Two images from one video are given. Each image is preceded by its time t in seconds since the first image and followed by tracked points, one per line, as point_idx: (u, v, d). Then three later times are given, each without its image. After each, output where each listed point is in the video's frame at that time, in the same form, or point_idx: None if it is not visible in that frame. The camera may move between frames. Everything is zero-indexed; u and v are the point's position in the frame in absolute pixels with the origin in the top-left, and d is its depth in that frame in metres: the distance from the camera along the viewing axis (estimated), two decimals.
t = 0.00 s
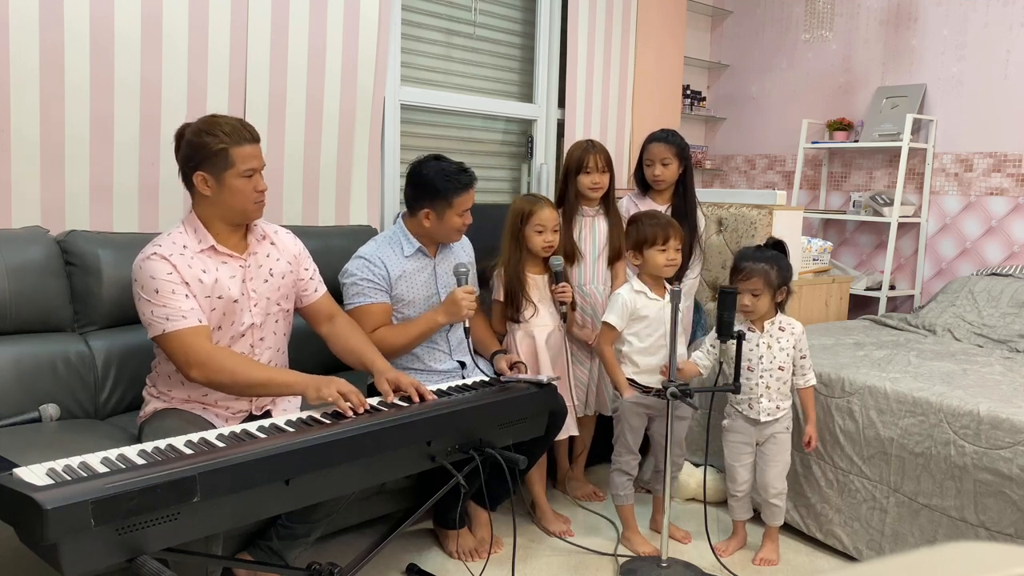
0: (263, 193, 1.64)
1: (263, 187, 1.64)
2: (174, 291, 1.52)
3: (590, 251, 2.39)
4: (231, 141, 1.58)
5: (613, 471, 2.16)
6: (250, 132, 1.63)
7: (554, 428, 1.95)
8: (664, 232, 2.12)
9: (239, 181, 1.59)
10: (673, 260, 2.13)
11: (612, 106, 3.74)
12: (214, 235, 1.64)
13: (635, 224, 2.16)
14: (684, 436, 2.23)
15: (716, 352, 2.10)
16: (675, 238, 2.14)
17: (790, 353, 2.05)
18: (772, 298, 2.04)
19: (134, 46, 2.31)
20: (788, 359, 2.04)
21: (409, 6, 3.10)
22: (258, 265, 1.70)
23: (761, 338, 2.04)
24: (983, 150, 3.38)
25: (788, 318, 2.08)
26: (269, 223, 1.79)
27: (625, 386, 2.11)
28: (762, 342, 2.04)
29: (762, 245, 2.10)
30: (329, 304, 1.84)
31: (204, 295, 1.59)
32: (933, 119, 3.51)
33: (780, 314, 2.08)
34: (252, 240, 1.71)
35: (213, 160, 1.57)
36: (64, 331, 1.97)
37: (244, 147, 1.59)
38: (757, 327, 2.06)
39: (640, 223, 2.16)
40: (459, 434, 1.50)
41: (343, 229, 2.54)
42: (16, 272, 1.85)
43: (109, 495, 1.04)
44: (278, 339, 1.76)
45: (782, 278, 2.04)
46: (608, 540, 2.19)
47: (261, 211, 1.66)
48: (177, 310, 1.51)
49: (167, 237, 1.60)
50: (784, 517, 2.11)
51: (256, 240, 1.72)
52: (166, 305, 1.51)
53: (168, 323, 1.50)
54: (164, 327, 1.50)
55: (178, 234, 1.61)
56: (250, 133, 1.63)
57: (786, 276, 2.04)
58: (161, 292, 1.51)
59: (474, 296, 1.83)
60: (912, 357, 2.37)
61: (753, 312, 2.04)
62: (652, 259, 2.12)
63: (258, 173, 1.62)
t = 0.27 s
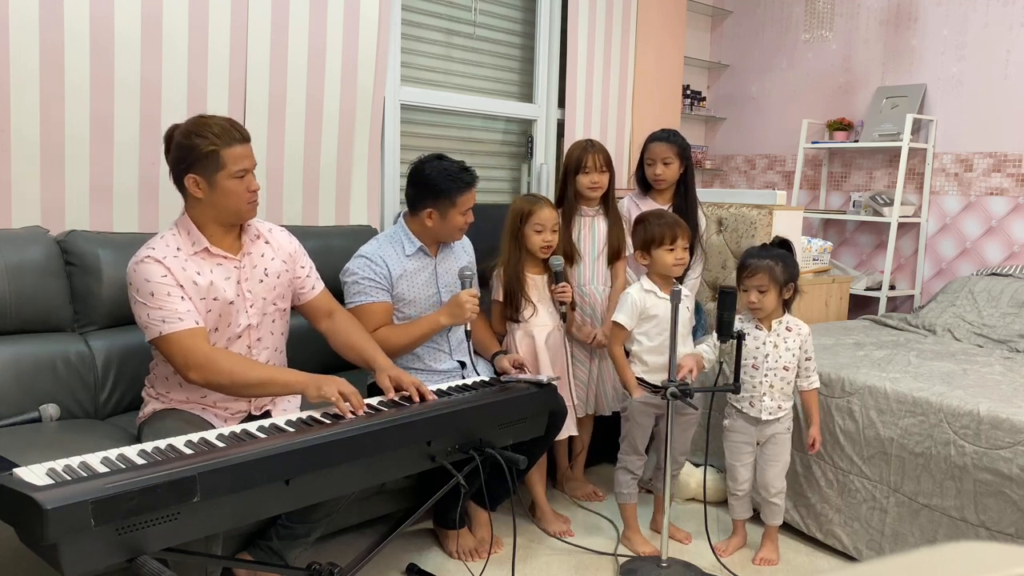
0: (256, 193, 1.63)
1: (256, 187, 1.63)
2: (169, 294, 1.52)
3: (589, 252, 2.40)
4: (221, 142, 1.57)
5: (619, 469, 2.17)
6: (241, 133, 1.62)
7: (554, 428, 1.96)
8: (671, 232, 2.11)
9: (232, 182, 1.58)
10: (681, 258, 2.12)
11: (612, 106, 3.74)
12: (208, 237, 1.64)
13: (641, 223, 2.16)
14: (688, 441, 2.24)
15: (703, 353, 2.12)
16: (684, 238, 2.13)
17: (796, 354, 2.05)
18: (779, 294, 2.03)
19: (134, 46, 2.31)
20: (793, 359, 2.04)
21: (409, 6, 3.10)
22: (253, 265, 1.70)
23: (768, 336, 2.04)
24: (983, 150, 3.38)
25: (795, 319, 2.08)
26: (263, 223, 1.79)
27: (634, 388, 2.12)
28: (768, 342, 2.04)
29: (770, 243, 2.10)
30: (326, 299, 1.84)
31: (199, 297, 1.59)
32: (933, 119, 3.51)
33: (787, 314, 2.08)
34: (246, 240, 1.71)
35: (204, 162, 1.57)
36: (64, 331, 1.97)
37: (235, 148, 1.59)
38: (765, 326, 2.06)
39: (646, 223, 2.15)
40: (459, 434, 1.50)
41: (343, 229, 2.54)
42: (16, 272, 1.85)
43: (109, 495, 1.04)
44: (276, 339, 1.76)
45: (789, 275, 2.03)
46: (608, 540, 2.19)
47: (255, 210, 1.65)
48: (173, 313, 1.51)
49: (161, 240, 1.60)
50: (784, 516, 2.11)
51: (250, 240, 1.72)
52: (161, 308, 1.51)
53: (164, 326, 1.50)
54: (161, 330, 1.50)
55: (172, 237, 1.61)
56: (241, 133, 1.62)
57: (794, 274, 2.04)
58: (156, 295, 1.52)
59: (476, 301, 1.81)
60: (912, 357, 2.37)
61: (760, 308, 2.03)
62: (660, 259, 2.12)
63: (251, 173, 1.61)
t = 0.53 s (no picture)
0: (254, 194, 1.63)
1: (254, 188, 1.63)
2: (168, 296, 1.52)
3: (593, 251, 2.40)
4: (218, 144, 1.57)
5: (625, 468, 2.18)
6: (237, 133, 1.62)
7: (554, 429, 1.96)
8: (682, 231, 2.11)
9: (230, 183, 1.58)
10: (693, 257, 2.12)
11: (612, 106, 3.74)
12: (206, 238, 1.64)
13: (652, 224, 2.16)
14: (690, 439, 2.24)
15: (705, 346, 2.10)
16: (695, 236, 2.13)
17: (798, 351, 2.05)
18: (790, 291, 2.04)
19: (134, 46, 2.31)
20: (795, 356, 2.04)
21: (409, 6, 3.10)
22: (252, 265, 1.70)
23: (772, 333, 2.05)
24: (983, 150, 3.38)
25: (796, 318, 2.09)
26: (262, 223, 1.79)
27: (643, 383, 2.10)
28: (772, 337, 2.04)
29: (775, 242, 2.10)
30: (326, 298, 1.84)
31: (198, 299, 1.59)
32: (933, 119, 3.51)
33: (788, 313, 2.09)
34: (244, 240, 1.71)
35: (201, 163, 1.57)
36: (64, 331, 1.97)
37: (232, 149, 1.58)
38: (769, 322, 2.07)
39: (657, 224, 2.15)
40: (459, 434, 1.50)
41: (343, 229, 2.54)
42: (15, 272, 1.85)
43: (109, 495, 1.04)
44: (275, 339, 1.76)
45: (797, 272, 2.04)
46: (608, 540, 2.19)
47: (253, 211, 1.65)
48: (172, 315, 1.51)
49: (158, 242, 1.60)
50: (784, 516, 2.11)
51: (248, 240, 1.72)
52: (160, 310, 1.51)
53: (162, 328, 1.50)
54: (159, 332, 1.50)
55: (169, 239, 1.61)
56: (238, 133, 1.62)
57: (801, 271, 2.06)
58: (154, 297, 1.52)
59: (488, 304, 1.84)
60: (912, 357, 2.37)
61: (773, 304, 2.02)
62: (674, 257, 2.11)
63: (248, 174, 1.61)
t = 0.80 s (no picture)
0: (260, 194, 1.63)
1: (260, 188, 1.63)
2: (171, 293, 1.52)
3: (596, 251, 2.40)
4: (227, 143, 1.57)
5: (629, 465, 2.19)
6: (245, 133, 1.62)
7: (554, 429, 1.96)
8: (693, 232, 2.11)
9: (236, 182, 1.58)
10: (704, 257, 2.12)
11: (612, 106, 3.74)
12: (211, 237, 1.64)
13: (663, 224, 2.16)
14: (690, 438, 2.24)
15: (706, 339, 2.11)
16: (705, 237, 2.13)
17: (802, 348, 2.06)
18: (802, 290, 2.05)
19: (134, 46, 2.31)
20: (799, 353, 2.05)
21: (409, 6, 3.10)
22: (256, 265, 1.70)
23: (778, 330, 2.05)
24: (983, 150, 3.38)
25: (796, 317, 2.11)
26: (268, 223, 1.79)
27: (648, 378, 2.13)
28: (778, 334, 2.04)
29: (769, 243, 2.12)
30: (329, 300, 1.85)
31: (201, 297, 1.59)
32: (933, 119, 3.51)
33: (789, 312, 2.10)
34: (249, 239, 1.71)
35: (209, 162, 1.57)
36: (64, 331, 1.97)
37: (240, 149, 1.58)
38: (774, 319, 2.07)
39: (667, 225, 2.15)
40: (459, 434, 1.50)
41: (343, 229, 2.55)
42: (16, 272, 1.85)
43: (109, 496, 1.04)
44: (277, 340, 1.76)
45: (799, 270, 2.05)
46: (608, 540, 2.19)
47: (259, 211, 1.65)
48: (175, 312, 1.51)
49: (164, 239, 1.60)
50: (784, 516, 2.12)
51: (254, 240, 1.72)
52: (163, 307, 1.51)
53: (164, 325, 1.50)
54: (162, 329, 1.50)
55: (175, 236, 1.61)
56: (245, 133, 1.62)
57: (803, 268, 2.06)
58: (158, 294, 1.52)
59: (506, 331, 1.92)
60: (912, 357, 2.37)
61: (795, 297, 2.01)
62: (684, 258, 2.11)
63: (255, 174, 1.61)
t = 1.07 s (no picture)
0: (277, 197, 1.63)
1: (277, 191, 1.63)
2: (181, 288, 1.52)
3: (596, 251, 2.40)
4: (249, 144, 1.58)
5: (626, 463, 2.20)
6: (265, 134, 1.63)
7: (554, 429, 1.96)
8: (696, 233, 2.11)
9: (254, 183, 1.58)
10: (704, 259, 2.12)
11: (612, 106, 3.74)
12: (223, 235, 1.64)
13: (666, 224, 2.15)
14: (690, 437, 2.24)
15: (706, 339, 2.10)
16: (707, 238, 2.13)
17: (802, 346, 2.07)
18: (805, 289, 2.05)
19: (134, 46, 2.31)
20: (800, 351, 2.06)
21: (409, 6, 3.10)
22: (266, 266, 1.70)
23: (779, 329, 2.04)
24: (983, 150, 3.38)
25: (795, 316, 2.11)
26: (279, 226, 1.80)
27: (646, 376, 2.13)
28: (780, 334, 2.04)
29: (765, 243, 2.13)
30: (335, 305, 1.85)
31: (210, 294, 1.58)
32: (933, 119, 3.51)
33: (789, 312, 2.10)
34: (261, 241, 1.71)
35: (229, 162, 1.57)
36: (64, 331, 1.97)
37: (261, 150, 1.59)
38: (776, 317, 2.06)
39: (670, 224, 2.15)
40: (459, 434, 1.50)
41: (343, 229, 2.55)
42: (16, 272, 1.85)
43: (109, 496, 1.04)
44: (281, 341, 1.76)
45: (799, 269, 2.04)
46: (608, 540, 2.19)
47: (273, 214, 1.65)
48: (183, 307, 1.51)
49: (177, 234, 1.60)
50: (784, 515, 2.12)
51: (265, 242, 1.72)
52: (171, 301, 1.50)
53: (172, 319, 1.50)
54: (169, 323, 1.50)
55: (188, 231, 1.61)
56: (266, 135, 1.63)
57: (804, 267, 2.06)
58: (167, 288, 1.51)
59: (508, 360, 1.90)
60: (912, 357, 2.37)
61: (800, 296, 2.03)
62: (686, 259, 2.11)
63: (274, 176, 1.61)
